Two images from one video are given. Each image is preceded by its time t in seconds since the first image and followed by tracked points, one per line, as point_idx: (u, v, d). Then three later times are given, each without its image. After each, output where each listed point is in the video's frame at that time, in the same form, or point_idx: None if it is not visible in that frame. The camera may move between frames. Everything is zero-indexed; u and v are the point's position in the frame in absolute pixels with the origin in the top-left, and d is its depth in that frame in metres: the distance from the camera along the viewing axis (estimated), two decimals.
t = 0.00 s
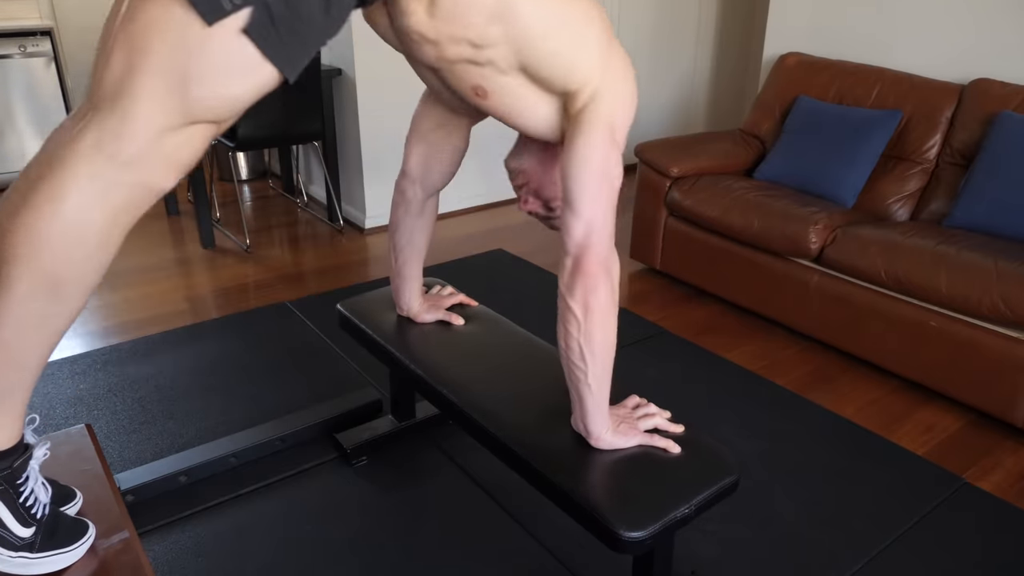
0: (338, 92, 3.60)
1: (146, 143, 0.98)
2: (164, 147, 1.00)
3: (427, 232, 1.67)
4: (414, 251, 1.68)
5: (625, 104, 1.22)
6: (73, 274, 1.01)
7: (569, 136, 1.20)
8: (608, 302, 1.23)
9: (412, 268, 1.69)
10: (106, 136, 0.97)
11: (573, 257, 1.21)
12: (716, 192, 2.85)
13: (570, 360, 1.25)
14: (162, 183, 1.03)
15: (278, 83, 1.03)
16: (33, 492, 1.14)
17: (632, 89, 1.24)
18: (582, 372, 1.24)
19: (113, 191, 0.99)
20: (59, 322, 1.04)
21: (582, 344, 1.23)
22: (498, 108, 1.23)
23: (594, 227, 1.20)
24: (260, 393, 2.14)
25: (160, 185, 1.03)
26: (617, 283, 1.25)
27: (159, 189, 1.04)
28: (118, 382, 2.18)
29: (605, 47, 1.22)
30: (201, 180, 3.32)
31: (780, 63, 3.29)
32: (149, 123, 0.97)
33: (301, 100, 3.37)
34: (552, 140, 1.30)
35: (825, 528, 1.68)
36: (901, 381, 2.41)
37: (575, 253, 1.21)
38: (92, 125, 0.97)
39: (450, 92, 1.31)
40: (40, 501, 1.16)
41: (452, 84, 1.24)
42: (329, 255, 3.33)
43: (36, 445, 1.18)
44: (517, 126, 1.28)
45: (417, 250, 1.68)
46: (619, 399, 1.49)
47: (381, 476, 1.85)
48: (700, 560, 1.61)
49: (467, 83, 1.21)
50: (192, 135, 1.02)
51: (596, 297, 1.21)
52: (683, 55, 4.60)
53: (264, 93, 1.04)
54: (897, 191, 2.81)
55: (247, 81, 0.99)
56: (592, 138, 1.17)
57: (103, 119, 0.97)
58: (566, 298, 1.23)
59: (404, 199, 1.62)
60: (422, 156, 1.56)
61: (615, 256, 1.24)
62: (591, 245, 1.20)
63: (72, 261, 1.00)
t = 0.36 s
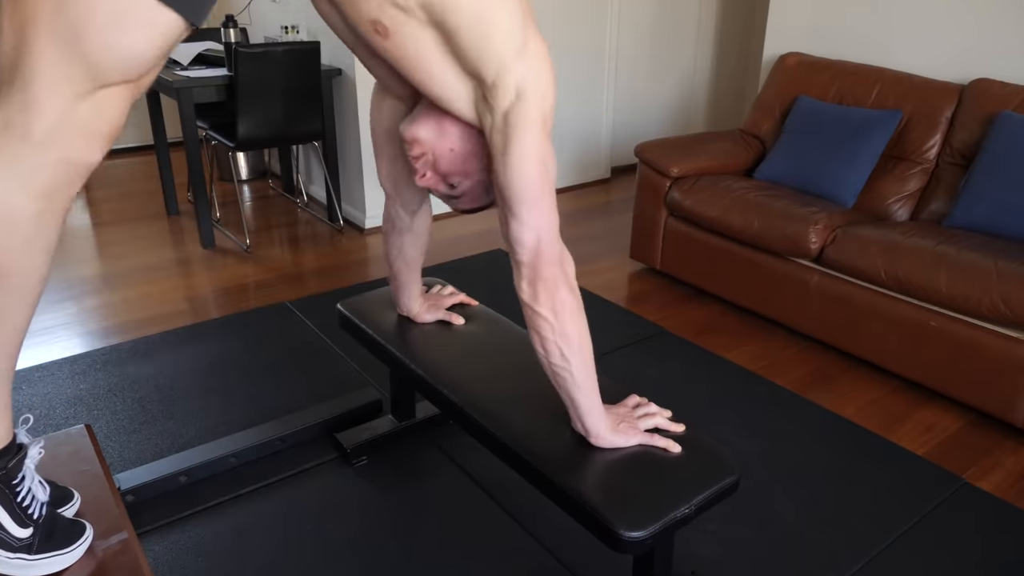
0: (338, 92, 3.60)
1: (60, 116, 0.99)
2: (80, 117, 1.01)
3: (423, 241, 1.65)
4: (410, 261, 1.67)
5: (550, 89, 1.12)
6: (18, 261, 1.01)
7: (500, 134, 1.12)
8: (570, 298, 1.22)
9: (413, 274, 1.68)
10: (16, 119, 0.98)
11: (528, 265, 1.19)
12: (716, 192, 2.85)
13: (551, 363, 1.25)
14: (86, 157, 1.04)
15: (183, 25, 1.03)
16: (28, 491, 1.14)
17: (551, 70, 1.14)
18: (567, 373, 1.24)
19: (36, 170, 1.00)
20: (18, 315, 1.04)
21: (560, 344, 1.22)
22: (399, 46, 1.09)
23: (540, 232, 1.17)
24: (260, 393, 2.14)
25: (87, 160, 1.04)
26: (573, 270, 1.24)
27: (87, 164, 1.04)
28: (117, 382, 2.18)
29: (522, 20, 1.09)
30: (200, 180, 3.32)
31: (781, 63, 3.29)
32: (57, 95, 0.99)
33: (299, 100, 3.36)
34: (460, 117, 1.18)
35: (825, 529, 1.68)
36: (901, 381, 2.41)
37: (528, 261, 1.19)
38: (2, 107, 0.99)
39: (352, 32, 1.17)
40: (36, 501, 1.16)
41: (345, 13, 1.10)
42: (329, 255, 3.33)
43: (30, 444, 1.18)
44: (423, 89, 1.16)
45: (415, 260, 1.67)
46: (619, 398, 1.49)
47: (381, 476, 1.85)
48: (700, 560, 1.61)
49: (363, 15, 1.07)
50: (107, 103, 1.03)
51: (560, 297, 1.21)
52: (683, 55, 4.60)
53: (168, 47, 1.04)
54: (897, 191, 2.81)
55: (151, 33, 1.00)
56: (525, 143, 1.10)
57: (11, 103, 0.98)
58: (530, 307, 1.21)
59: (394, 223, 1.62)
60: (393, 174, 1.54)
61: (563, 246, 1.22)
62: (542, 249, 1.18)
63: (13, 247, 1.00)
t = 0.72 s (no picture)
0: (338, 92, 3.60)
1: (26, 107, 1.00)
2: (48, 108, 1.02)
3: (413, 248, 1.65)
4: (404, 267, 1.67)
5: (512, 101, 1.10)
6: None
7: (467, 151, 1.11)
8: (553, 307, 1.22)
9: (410, 276, 1.69)
10: None
11: (508, 278, 1.19)
12: (716, 192, 2.85)
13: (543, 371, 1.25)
14: (57, 146, 1.04)
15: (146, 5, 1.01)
16: (30, 488, 1.14)
17: (512, 81, 1.11)
18: (561, 380, 1.24)
19: (9, 161, 1.01)
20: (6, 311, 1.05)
21: (549, 353, 1.22)
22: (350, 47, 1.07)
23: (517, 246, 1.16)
24: (259, 393, 2.14)
25: (59, 149, 1.05)
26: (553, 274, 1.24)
27: (60, 153, 1.05)
28: (117, 382, 2.18)
29: (483, 30, 1.07)
30: (200, 180, 3.32)
31: (781, 63, 3.29)
32: (21, 86, 0.98)
33: (299, 101, 3.36)
34: (416, 128, 1.17)
35: (825, 528, 1.68)
36: (901, 381, 2.41)
37: (507, 274, 1.19)
38: None
39: (307, 34, 1.14)
40: (36, 499, 1.16)
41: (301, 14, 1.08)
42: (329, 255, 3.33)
43: (32, 441, 1.18)
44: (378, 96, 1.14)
45: (410, 266, 1.67)
46: (620, 397, 1.49)
47: (381, 476, 1.85)
48: (700, 559, 1.61)
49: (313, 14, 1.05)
50: (72, 90, 1.03)
51: (543, 306, 1.21)
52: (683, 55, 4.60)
53: (132, 30, 1.02)
54: (897, 191, 2.81)
55: (110, 14, 0.98)
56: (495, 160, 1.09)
57: None
58: (516, 320, 1.22)
59: (382, 232, 1.62)
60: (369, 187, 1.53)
61: (541, 253, 1.22)
62: (521, 262, 1.18)
63: None
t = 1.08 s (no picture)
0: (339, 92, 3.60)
1: (24, 111, 1.00)
2: (47, 111, 1.02)
3: (411, 248, 1.65)
4: (403, 267, 1.66)
5: (513, 101, 1.10)
6: None
7: (467, 150, 1.11)
8: (553, 309, 1.22)
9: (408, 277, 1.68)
10: None
11: (509, 279, 1.19)
12: (716, 192, 2.85)
13: (541, 371, 1.26)
14: (57, 151, 1.05)
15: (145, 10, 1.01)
16: (26, 492, 1.14)
17: (514, 80, 1.11)
18: (561, 380, 1.24)
19: (8, 166, 1.01)
20: (3, 313, 1.05)
21: (550, 353, 1.23)
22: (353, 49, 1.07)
23: (519, 246, 1.17)
24: (259, 393, 2.14)
25: (58, 153, 1.05)
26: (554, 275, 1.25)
27: (57, 156, 1.05)
28: (118, 382, 2.18)
29: (484, 29, 1.07)
30: (200, 180, 3.32)
31: (781, 63, 3.29)
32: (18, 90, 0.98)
33: (299, 101, 3.36)
34: (417, 128, 1.17)
35: (824, 529, 1.68)
36: (901, 381, 2.41)
37: (509, 274, 1.19)
38: None
39: (307, 35, 1.14)
40: (34, 501, 1.16)
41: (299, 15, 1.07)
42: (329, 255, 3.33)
43: (28, 445, 1.19)
44: (377, 95, 1.14)
45: (408, 266, 1.67)
46: (620, 397, 1.49)
47: (382, 476, 1.85)
48: (700, 559, 1.61)
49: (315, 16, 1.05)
50: (73, 94, 1.03)
51: (545, 306, 1.21)
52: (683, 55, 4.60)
53: (130, 34, 1.02)
54: (897, 191, 2.81)
55: (108, 18, 0.98)
56: (495, 159, 1.09)
57: None
58: (518, 321, 1.22)
59: (381, 232, 1.63)
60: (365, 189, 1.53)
61: (542, 255, 1.22)
62: (522, 263, 1.18)
63: None
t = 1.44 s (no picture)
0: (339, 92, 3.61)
1: (54, 120, 0.99)
2: (75, 122, 1.01)
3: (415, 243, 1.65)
4: (405, 260, 1.67)
5: (547, 95, 1.14)
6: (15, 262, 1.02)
7: (494, 140, 1.14)
8: (567, 310, 1.22)
9: (409, 273, 1.68)
10: (11, 124, 0.98)
11: (523, 275, 1.20)
12: (716, 191, 2.85)
13: (548, 370, 1.25)
14: (83, 161, 1.04)
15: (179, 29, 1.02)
16: (26, 492, 1.14)
17: (551, 77, 1.15)
18: (563, 380, 1.24)
19: (34, 173, 1.00)
20: (8, 315, 1.04)
21: (554, 354, 1.22)
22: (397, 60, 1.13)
23: (536, 240, 1.18)
24: (260, 393, 2.14)
25: (84, 163, 1.04)
26: (573, 281, 1.24)
27: (80, 167, 1.04)
28: (118, 382, 2.18)
29: (521, 27, 1.13)
30: (200, 180, 3.32)
31: (780, 63, 3.29)
32: (50, 99, 0.98)
33: (300, 100, 3.36)
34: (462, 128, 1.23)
35: (824, 529, 1.68)
36: (900, 381, 2.41)
37: (523, 269, 1.19)
38: None
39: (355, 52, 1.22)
40: (34, 501, 1.16)
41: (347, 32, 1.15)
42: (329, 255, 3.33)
43: (28, 444, 1.18)
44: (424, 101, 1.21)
45: (411, 258, 1.67)
46: (620, 397, 1.49)
47: (381, 476, 1.85)
48: (700, 559, 1.61)
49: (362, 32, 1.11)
50: (104, 105, 1.03)
51: (556, 307, 1.20)
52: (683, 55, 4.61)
53: (163, 49, 1.03)
54: (897, 191, 2.81)
55: (144, 35, 0.98)
56: (518, 149, 1.12)
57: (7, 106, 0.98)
58: (526, 318, 1.21)
59: (387, 223, 1.62)
60: (386, 177, 1.54)
61: (561, 257, 1.22)
62: (537, 259, 1.19)
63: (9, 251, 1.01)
